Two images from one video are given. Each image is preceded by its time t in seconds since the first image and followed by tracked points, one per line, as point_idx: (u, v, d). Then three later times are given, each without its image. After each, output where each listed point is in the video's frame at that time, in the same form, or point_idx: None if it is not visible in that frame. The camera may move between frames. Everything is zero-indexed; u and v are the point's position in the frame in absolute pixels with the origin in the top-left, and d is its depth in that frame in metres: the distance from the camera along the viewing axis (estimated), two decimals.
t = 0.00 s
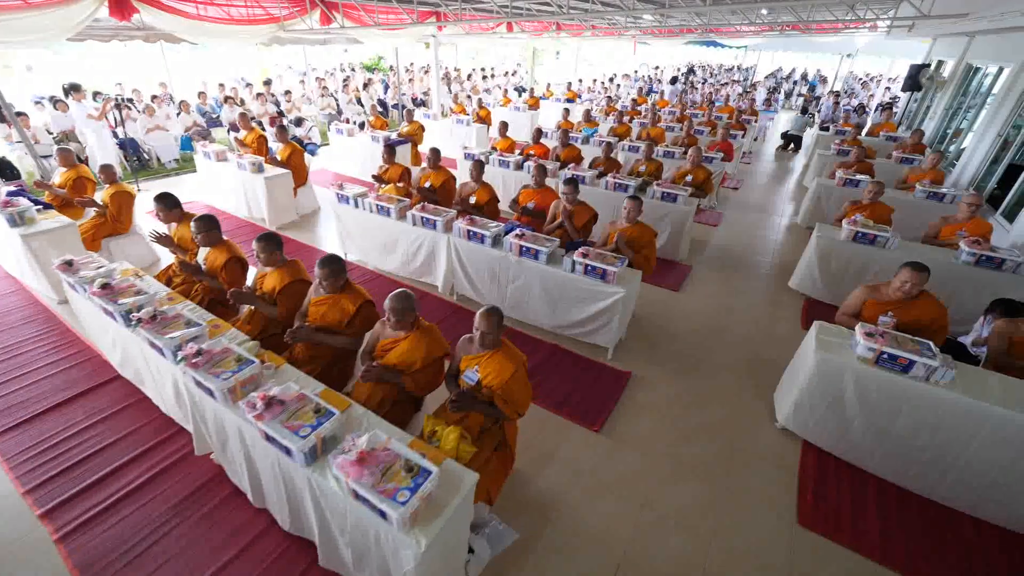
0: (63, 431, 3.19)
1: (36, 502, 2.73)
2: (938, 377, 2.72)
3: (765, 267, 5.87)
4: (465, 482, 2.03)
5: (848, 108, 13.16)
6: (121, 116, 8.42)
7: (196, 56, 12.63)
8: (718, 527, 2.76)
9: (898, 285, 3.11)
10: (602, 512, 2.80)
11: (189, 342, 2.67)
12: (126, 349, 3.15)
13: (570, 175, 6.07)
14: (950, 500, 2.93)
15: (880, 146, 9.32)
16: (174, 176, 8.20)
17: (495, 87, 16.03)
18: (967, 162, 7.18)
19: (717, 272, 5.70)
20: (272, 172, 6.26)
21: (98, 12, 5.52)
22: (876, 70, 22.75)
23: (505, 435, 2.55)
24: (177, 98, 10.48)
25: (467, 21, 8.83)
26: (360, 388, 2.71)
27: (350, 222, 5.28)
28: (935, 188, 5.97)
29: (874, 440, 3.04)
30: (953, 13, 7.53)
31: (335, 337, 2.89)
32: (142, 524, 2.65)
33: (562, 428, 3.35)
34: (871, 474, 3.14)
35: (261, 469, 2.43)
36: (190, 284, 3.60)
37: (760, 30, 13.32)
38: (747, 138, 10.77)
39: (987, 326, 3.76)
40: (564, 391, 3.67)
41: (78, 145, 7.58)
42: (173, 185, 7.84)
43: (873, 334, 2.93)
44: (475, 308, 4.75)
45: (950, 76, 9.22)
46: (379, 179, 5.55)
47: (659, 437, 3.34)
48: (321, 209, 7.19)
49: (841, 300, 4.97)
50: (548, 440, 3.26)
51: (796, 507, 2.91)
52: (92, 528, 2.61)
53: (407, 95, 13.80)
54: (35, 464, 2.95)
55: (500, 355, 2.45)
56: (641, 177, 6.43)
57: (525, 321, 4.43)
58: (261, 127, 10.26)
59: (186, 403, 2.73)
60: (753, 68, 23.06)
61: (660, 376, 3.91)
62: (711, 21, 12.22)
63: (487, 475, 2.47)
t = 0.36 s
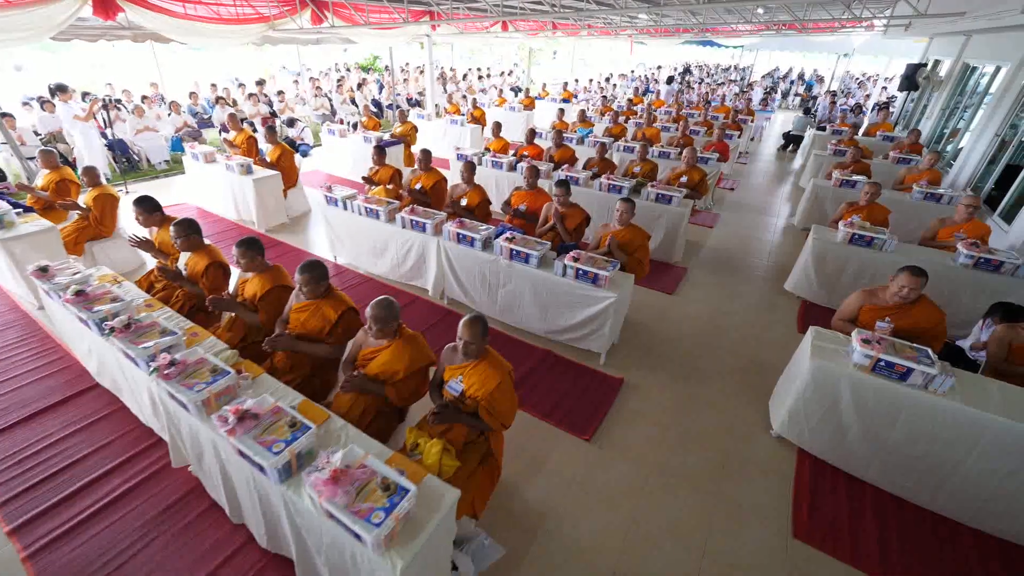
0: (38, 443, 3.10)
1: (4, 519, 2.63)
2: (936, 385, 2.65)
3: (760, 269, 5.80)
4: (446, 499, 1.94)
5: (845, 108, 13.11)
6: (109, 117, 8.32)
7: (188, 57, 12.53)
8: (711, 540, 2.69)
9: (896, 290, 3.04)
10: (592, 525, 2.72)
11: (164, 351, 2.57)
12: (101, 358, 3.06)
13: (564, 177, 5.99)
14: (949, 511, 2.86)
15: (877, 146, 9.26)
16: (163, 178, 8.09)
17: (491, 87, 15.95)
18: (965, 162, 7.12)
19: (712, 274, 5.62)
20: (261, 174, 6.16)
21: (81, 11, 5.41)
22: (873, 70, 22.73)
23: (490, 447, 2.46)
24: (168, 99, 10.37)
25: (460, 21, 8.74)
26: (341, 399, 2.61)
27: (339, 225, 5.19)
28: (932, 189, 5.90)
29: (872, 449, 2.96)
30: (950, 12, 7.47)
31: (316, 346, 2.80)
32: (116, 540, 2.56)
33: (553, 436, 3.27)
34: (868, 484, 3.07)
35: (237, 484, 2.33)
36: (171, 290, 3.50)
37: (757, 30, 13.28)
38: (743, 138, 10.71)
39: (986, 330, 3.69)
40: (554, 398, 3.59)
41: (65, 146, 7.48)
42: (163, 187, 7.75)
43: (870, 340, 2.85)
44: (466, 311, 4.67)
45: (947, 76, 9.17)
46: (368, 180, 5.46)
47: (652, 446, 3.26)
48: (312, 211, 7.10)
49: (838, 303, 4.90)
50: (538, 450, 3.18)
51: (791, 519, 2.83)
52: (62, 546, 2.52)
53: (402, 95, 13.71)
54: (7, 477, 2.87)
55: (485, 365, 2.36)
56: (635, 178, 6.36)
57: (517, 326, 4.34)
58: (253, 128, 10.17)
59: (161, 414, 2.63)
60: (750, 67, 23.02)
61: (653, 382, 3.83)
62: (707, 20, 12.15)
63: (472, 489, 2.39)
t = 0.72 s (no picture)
0: (14, 454, 3.01)
1: None
2: (934, 394, 2.58)
3: (756, 271, 5.74)
4: (425, 519, 1.86)
5: (841, 108, 13.08)
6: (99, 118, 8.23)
7: (181, 57, 12.42)
8: (703, 553, 2.62)
9: (893, 295, 2.97)
10: (581, 539, 2.64)
11: (138, 362, 2.48)
12: (78, 367, 2.97)
13: (558, 178, 5.92)
14: (946, 522, 2.79)
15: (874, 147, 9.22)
16: (153, 180, 8.01)
17: (487, 87, 15.87)
18: (962, 163, 7.06)
19: (707, 277, 5.56)
20: (251, 176, 6.07)
21: (65, 10, 5.31)
22: (870, 70, 22.72)
23: (475, 460, 2.38)
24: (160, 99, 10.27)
25: (454, 20, 8.65)
26: (321, 410, 2.54)
27: (328, 228, 5.11)
28: (929, 191, 5.86)
29: (868, 459, 2.89)
30: (948, 11, 7.40)
31: (297, 355, 2.71)
32: (90, 556, 2.48)
33: (542, 446, 3.20)
34: (864, 494, 3.00)
35: (211, 500, 2.25)
36: (153, 296, 3.42)
37: (753, 30, 13.22)
38: (740, 138, 10.65)
39: (985, 335, 3.63)
40: (545, 406, 3.51)
41: (53, 148, 7.39)
42: (154, 189, 7.66)
43: (866, 347, 2.78)
44: (457, 316, 4.59)
45: (944, 75, 9.14)
46: (358, 183, 5.38)
47: (644, 455, 3.18)
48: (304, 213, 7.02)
49: (834, 307, 4.84)
50: (527, 460, 3.10)
51: (786, 531, 2.77)
52: (34, 563, 2.44)
53: (397, 95, 13.63)
54: None
55: (468, 376, 2.28)
56: (630, 180, 6.29)
57: (508, 331, 4.27)
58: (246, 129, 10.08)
59: (136, 427, 2.54)
60: (747, 67, 22.98)
61: (646, 389, 3.76)
62: (703, 20, 12.09)
63: (456, 504, 2.31)
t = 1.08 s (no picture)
0: None
1: None
2: (934, 404, 2.50)
3: (753, 273, 5.66)
4: (405, 538, 1.78)
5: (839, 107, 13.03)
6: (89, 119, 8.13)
7: (174, 57, 12.33)
8: (696, 567, 2.54)
9: (892, 300, 2.90)
10: (571, 553, 2.56)
11: (112, 373, 2.40)
12: (54, 376, 2.88)
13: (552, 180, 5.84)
14: (947, 533, 2.72)
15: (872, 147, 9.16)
16: (144, 181, 7.93)
17: (484, 87, 15.79)
18: (960, 163, 7.00)
19: (703, 279, 5.49)
20: (241, 178, 5.99)
21: (49, 9, 5.22)
22: (868, 69, 22.67)
23: (461, 474, 2.30)
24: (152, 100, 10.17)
25: (448, 19, 8.56)
26: (302, 422, 2.45)
27: (318, 230, 5.02)
28: (927, 191, 5.80)
29: (866, 468, 2.82)
30: (946, 10, 7.34)
31: (278, 364, 2.63)
32: (65, 571, 2.40)
33: (532, 456, 3.12)
34: (862, 503, 2.93)
35: (185, 517, 2.17)
36: (134, 302, 3.34)
37: (751, 29, 13.16)
38: (737, 138, 10.58)
39: (986, 339, 3.55)
40: (536, 413, 3.43)
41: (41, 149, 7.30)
42: (144, 191, 7.58)
43: (865, 354, 2.70)
44: (449, 321, 4.51)
45: (942, 75, 9.09)
46: (349, 184, 5.29)
47: (637, 465, 3.11)
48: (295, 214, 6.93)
49: (832, 309, 4.77)
50: (517, 470, 3.02)
51: (782, 542, 2.69)
52: None
53: (392, 95, 13.54)
54: None
55: (453, 388, 2.19)
56: (625, 180, 6.21)
57: (500, 336, 4.19)
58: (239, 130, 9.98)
59: (110, 440, 2.45)
60: (745, 67, 22.92)
61: (640, 395, 3.68)
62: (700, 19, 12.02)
63: (440, 520, 2.22)
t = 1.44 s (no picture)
0: None
1: None
2: (935, 415, 2.42)
3: (750, 276, 5.59)
4: (384, 562, 1.69)
5: (836, 107, 12.97)
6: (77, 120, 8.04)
7: (166, 56, 12.20)
8: None
9: (892, 307, 2.82)
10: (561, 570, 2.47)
11: (81, 386, 2.30)
12: (26, 387, 2.77)
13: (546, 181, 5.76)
14: (949, 547, 2.64)
15: (869, 147, 9.11)
16: (133, 183, 7.83)
17: (480, 87, 15.71)
18: (959, 164, 6.94)
19: (700, 281, 5.41)
20: (230, 179, 5.89)
21: (33, 8, 5.10)
22: (865, 70, 22.68)
23: (447, 490, 2.21)
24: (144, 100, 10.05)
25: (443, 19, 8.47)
26: (282, 436, 2.36)
27: (307, 233, 4.92)
28: (926, 193, 5.74)
29: (865, 480, 2.74)
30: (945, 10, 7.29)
31: (257, 375, 2.54)
32: None
33: (522, 467, 3.03)
34: (862, 516, 2.84)
35: (155, 538, 2.06)
36: (113, 310, 3.24)
37: (748, 29, 13.08)
38: (734, 138, 10.52)
39: (987, 344, 3.48)
40: (528, 423, 3.34)
41: (28, 150, 7.21)
42: (134, 192, 7.47)
43: (865, 363, 2.62)
44: (440, 326, 4.42)
45: (940, 75, 9.05)
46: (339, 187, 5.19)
47: (630, 475, 3.02)
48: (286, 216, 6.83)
49: (830, 313, 4.70)
50: (507, 482, 2.93)
51: (779, 557, 2.60)
52: None
53: (387, 96, 13.45)
54: None
55: (437, 402, 2.10)
56: (621, 182, 6.13)
57: (493, 342, 4.10)
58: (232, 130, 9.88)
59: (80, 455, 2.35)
60: (742, 67, 22.89)
61: (635, 402, 3.60)
62: (697, 19, 11.95)
63: (425, 539, 2.13)
